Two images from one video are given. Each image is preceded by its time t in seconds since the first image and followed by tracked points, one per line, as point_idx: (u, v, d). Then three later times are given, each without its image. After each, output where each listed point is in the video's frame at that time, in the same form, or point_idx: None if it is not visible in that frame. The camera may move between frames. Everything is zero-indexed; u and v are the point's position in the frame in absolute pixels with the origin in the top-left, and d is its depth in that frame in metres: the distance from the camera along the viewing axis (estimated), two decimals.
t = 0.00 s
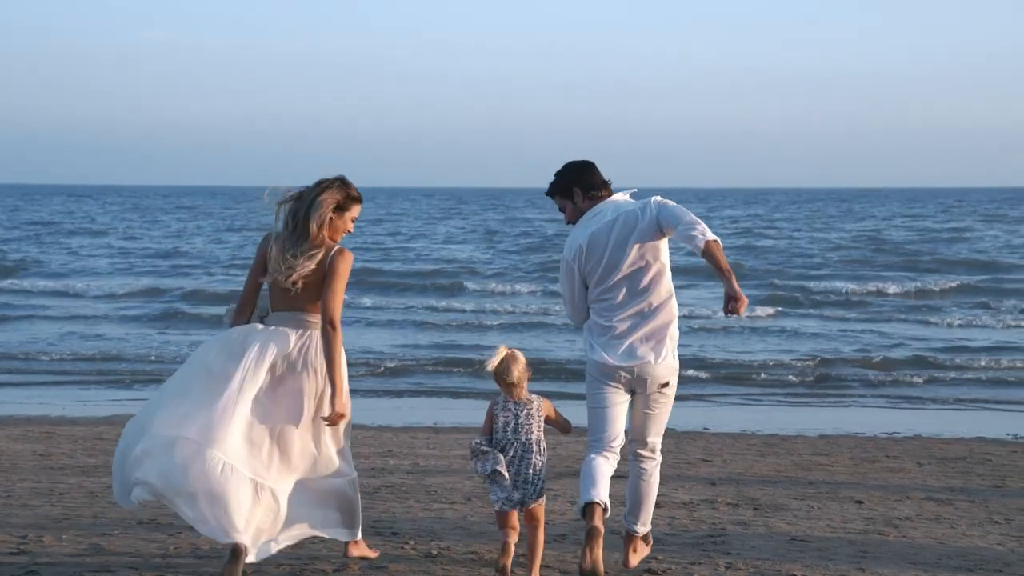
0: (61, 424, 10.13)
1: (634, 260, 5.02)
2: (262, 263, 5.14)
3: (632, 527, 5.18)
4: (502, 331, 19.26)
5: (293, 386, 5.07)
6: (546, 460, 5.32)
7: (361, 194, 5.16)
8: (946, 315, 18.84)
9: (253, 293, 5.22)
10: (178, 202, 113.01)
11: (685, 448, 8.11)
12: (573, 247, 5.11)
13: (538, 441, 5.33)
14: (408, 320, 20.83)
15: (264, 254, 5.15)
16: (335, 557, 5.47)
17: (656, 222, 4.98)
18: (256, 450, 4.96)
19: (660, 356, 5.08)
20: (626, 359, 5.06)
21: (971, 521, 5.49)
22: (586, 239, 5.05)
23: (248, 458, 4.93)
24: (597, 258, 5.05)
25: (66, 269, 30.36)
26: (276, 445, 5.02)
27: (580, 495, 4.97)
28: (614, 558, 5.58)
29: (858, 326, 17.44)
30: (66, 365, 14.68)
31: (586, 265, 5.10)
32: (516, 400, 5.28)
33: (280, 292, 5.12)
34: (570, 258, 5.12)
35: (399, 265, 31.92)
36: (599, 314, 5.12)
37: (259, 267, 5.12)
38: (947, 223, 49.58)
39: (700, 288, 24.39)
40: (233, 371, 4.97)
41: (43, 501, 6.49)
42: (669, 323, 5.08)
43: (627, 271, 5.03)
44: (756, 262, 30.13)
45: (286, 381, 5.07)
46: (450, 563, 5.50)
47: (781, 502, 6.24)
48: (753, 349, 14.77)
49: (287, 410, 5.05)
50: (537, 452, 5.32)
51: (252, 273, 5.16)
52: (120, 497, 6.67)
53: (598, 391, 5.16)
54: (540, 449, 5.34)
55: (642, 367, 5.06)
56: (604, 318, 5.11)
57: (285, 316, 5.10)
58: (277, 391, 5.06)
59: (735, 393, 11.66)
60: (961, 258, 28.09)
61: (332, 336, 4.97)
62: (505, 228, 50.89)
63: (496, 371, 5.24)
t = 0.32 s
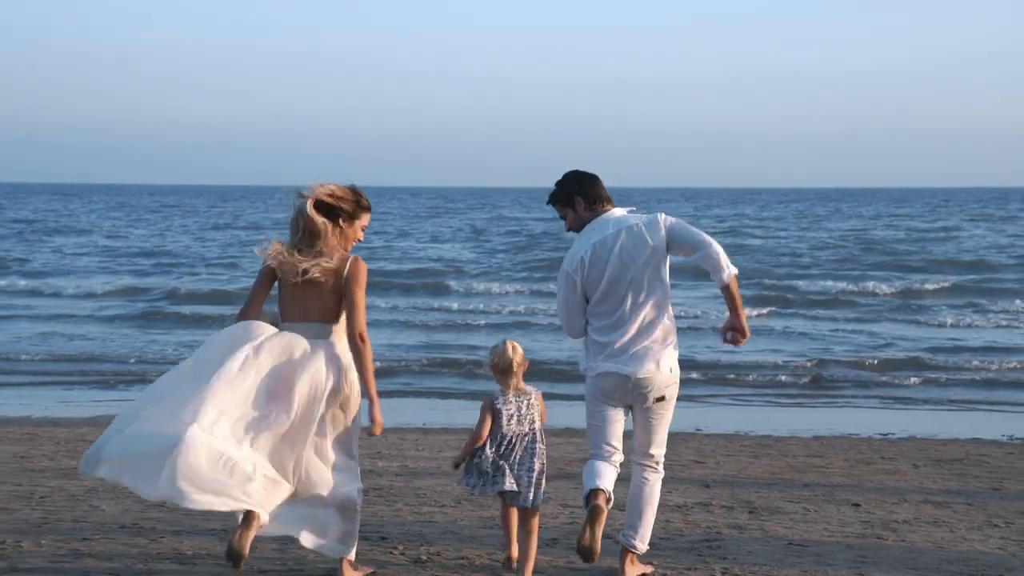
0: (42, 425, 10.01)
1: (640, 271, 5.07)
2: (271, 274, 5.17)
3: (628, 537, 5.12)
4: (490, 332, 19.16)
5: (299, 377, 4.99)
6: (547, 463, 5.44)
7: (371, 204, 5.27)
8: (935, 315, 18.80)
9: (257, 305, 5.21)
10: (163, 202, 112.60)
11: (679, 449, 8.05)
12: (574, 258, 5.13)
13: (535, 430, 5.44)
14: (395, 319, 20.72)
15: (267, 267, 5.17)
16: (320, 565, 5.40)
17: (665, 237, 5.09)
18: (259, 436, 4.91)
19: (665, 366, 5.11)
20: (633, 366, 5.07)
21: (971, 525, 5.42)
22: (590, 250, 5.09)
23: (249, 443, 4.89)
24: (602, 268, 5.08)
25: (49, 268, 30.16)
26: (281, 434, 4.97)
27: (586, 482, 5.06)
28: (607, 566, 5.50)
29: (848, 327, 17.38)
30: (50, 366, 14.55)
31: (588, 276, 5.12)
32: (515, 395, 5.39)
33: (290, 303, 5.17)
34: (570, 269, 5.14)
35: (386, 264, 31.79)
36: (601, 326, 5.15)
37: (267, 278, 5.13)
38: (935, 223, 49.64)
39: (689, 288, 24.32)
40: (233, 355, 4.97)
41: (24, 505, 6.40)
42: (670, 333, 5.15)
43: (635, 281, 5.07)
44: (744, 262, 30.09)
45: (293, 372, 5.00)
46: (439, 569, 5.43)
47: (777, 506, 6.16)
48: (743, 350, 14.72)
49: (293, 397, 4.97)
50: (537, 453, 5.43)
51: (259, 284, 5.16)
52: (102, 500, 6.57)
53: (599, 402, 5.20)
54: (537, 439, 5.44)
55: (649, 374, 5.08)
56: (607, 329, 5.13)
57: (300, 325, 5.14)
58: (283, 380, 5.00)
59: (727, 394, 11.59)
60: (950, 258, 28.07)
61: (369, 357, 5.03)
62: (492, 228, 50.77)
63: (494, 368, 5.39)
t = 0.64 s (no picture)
0: (27, 427, 9.92)
1: (643, 267, 5.06)
2: (277, 276, 5.16)
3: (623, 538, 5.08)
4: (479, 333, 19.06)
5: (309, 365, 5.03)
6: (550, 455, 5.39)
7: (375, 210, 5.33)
8: (927, 315, 18.72)
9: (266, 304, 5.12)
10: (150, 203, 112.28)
11: (673, 449, 7.98)
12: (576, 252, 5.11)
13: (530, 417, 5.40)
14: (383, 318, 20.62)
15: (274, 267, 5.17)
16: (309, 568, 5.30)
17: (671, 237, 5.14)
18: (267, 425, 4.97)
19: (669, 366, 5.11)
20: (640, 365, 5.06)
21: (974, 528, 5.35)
22: (594, 243, 5.07)
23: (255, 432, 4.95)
24: (605, 263, 5.06)
25: (35, 268, 30.00)
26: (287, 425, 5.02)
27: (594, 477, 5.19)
28: (603, 571, 5.41)
29: (840, 326, 17.32)
30: (35, 367, 14.44)
31: (595, 270, 5.08)
32: (512, 383, 5.35)
33: (298, 305, 5.17)
34: (570, 263, 5.11)
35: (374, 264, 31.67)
36: (605, 322, 5.13)
37: (276, 278, 5.12)
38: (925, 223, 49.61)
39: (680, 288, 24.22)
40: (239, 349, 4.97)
41: (5, 508, 6.31)
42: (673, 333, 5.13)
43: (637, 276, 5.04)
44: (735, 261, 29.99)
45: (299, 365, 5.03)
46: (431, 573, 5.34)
47: (775, 507, 6.09)
48: (736, 349, 14.64)
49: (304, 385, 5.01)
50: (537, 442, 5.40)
51: (268, 284, 5.12)
52: (86, 503, 6.48)
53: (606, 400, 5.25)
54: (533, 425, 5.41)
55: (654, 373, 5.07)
56: (612, 326, 5.12)
57: (310, 327, 5.16)
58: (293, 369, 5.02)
59: (719, 394, 11.51)
60: (941, 258, 28.01)
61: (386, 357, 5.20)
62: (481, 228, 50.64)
63: (486, 354, 5.38)
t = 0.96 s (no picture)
0: (8, 428, 9.81)
1: (649, 251, 5.22)
2: (280, 262, 5.13)
3: (616, 523, 5.12)
4: (465, 333, 18.96)
5: (303, 352, 5.04)
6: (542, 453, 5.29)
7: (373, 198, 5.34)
8: (917, 314, 18.68)
9: (269, 290, 5.08)
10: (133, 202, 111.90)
11: (664, 450, 7.91)
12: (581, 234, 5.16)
13: (523, 413, 5.35)
14: (369, 317, 20.52)
15: (275, 254, 5.15)
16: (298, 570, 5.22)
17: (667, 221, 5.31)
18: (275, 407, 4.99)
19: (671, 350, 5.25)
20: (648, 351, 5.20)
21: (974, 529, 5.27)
22: (603, 226, 5.15)
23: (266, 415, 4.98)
24: (613, 247, 5.17)
25: (18, 267, 29.82)
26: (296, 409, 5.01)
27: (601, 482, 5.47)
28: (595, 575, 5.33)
29: (829, 326, 17.26)
30: (17, 368, 14.31)
31: (600, 254, 5.18)
32: (498, 382, 5.29)
33: (301, 293, 5.16)
34: (575, 244, 5.14)
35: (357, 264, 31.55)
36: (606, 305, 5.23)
37: (280, 263, 5.10)
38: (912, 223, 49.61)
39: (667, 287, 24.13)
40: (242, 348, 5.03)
41: None
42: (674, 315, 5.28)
43: (645, 261, 5.20)
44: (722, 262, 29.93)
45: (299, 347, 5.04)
46: None
47: (769, 509, 6.01)
48: (726, 349, 14.59)
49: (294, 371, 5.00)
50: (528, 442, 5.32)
51: (271, 270, 5.09)
52: (65, 506, 6.38)
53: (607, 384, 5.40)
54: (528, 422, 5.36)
55: (659, 358, 5.20)
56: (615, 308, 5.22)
57: (313, 317, 5.16)
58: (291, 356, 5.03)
59: (709, 394, 11.44)
60: (929, 258, 27.97)
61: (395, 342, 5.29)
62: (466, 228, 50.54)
63: (477, 353, 5.34)
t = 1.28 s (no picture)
0: None
1: (649, 238, 5.32)
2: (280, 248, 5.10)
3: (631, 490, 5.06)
4: (452, 333, 18.88)
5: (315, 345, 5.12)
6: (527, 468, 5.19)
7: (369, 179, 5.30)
8: (905, 314, 18.65)
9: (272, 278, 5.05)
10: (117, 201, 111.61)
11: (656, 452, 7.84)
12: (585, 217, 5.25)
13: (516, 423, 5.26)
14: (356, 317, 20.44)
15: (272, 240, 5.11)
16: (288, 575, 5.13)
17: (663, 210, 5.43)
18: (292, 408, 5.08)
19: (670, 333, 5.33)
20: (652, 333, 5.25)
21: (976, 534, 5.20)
22: (605, 209, 5.25)
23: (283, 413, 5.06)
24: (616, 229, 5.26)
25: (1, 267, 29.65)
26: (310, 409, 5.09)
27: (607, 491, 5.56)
28: None
29: (817, 326, 17.22)
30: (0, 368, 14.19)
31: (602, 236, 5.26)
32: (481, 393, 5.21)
33: (305, 277, 5.14)
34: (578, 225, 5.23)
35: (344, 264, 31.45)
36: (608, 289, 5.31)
37: (278, 249, 5.05)
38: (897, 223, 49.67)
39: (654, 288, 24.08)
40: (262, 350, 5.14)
41: None
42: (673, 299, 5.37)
43: (647, 246, 5.29)
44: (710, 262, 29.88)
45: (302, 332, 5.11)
46: None
47: (766, 512, 5.94)
48: (716, 349, 14.54)
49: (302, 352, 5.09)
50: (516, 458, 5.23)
51: (270, 257, 5.04)
52: (45, 510, 6.28)
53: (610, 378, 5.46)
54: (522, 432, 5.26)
55: (662, 341, 5.25)
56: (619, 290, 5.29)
57: (320, 301, 5.16)
58: (300, 342, 5.10)
59: (698, 394, 11.37)
60: (916, 257, 27.96)
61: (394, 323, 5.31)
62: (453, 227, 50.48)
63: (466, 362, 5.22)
